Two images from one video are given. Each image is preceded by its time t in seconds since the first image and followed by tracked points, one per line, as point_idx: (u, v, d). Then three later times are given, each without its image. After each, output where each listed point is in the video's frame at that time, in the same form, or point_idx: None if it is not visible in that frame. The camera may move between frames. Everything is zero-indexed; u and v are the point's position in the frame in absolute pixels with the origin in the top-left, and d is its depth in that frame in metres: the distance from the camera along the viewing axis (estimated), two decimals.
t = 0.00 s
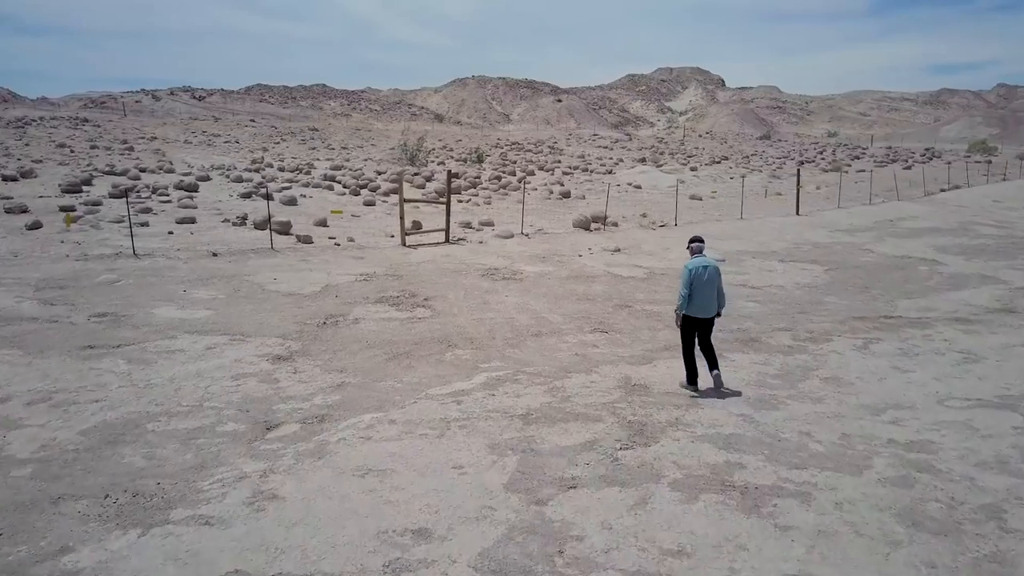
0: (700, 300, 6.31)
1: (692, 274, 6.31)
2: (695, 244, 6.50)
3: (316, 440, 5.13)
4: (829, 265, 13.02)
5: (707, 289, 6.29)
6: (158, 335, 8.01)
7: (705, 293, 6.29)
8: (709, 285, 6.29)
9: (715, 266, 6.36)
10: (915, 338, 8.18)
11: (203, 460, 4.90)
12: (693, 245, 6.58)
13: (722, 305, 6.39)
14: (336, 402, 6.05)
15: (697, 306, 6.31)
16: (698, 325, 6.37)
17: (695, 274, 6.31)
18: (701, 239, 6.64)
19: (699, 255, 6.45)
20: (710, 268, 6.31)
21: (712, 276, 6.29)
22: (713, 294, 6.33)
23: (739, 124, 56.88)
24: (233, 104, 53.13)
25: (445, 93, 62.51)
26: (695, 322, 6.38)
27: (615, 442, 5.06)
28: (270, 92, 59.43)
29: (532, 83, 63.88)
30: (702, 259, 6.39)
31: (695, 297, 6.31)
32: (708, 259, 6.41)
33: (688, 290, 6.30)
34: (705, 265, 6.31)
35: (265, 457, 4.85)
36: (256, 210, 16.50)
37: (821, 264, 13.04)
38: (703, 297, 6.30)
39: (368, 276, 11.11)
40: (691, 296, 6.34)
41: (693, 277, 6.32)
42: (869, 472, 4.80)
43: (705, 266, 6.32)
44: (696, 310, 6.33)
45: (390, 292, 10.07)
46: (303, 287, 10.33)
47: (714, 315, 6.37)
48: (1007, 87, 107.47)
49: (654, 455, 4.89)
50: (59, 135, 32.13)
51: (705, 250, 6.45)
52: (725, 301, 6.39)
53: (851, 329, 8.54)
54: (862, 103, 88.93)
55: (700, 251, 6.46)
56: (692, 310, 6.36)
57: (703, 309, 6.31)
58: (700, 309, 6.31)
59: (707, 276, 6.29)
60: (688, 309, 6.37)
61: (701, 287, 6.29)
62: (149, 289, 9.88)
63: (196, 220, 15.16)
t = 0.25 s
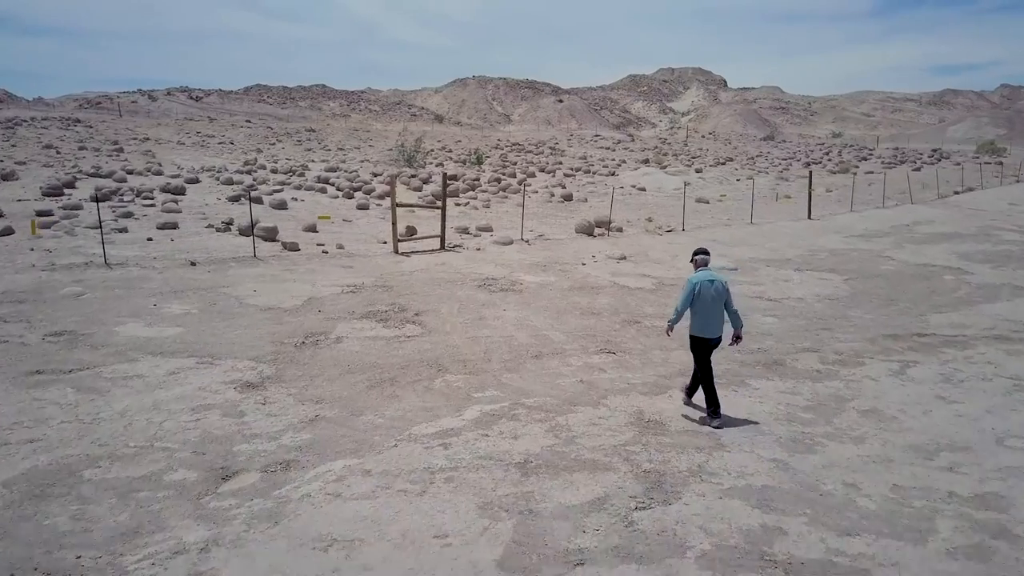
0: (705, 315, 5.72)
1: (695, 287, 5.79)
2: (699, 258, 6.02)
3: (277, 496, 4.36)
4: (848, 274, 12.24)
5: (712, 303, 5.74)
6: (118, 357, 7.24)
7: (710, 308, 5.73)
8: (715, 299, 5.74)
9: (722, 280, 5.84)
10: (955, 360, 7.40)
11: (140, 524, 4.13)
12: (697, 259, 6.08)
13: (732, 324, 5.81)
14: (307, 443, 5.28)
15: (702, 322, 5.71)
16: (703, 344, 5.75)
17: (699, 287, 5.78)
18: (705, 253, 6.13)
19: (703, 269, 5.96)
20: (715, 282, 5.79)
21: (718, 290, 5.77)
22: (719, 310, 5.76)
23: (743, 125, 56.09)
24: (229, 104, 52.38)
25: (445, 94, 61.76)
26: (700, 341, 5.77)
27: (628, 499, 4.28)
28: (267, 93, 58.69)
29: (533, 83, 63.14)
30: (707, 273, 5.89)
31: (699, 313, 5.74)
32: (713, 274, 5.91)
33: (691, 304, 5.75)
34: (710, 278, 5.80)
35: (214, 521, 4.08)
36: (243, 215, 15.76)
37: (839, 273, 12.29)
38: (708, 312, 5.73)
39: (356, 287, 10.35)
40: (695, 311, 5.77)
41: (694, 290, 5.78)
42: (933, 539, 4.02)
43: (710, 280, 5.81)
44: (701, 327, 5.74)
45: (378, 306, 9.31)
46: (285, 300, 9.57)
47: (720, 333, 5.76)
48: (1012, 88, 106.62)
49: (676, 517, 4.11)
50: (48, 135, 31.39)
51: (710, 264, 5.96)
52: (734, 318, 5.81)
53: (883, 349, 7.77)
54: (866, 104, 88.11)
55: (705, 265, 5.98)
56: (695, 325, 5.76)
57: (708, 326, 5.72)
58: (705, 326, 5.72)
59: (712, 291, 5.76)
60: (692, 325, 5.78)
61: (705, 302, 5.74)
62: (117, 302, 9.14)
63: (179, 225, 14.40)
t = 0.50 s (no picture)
0: (714, 339, 5.05)
1: (704, 307, 5.08)
2: (707, 272, 5.30)
3: None
4: (871, 285, 11.41)
5: (722, 327, 5.06)
6: (65, 386, 6.42)
7: (719, 331, 5.06)
8: (724, 322, 5.07)
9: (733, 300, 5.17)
10: (1007, 390, 6.57)
11: None
12: (706, 272, 5.34)
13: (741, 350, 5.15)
14: (264, 501, 4.46)
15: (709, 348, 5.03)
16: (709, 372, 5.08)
17: (708, 307, 5.08)
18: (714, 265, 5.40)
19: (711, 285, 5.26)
20: (726, 302, 5.12)
21: (729, 312, 5.09)
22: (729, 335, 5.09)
23: (747, 125, 55.25)
24: (225, 104, 51.56)
25: (445, 94, 60.95)
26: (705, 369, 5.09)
27: None
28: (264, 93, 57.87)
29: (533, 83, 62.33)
30: (716, 291, 5.20)
31: (707, 337, 5.05)
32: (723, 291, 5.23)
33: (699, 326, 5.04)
34: (721, 297, 5.12)
35: None
36: (228, 219, 14.95)
37: (861, 284, 11.48)
38: (717, 336, 5.05)
39: (341, 301, 9.55)
40: (702, 334, 5.08)
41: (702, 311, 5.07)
42: None
43: (720, 299, 5.13)
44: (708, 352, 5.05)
45: (363, 324, 8.50)
46: (262, 317, 8.77)
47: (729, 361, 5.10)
48: (1016, 88, 105.75)
49: None
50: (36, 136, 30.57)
51: (719, 280, 5.27)
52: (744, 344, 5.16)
53: (925, 376, 6.94)
54: (869, 104, 87.27)
55: (714, 281, 5.27)
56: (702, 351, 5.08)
57: (716, 352, 5.05)
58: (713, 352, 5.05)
59: (722, 312, 5.08)
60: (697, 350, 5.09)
61: (715, 324, 5.06)
62: (78, 319, 8.34)
63: (159, 231, 13.60)
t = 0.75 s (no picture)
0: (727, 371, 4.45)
1: (717, 332, 4.45)
2: (718, 289, 4.64)
3: None
4: (898, 299, 10.55)
5: (739, 355, 4.45)
6: None
7: (736, 360, 4.45)
8: (741, 349, 4.45)
9: (749, 322, 4.54)
10: None
11: None
12: (715, 289, 4.67)
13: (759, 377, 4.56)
14: None
15: (725, 380, 4.43)
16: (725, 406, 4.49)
17: (721, 333, 4.45)
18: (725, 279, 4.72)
19: (723, 305, 4.61)
20: (743, 325, 4.49)
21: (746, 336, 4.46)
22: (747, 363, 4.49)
23: (750, 126, 54.39)
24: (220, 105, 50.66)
25: (444, 95, 60.10)
26: (720, 402, 4.50)
27: None
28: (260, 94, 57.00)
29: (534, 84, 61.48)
30: (729, 312, 4.56)
31: (722, 367, 4.45)
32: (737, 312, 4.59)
33: (712, 356, 4.43)
34: (736, 320, 4.49)
35: None
36: (209, 224, 14.08)
37: (887, 297, 10.62)
38: (733, 366, 4.45)
39: (322, 319, 8.70)
40: (716, 365, 4.47)
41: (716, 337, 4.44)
42: None
43: (734, 322, 4.49)
44: (723, 385, 4.46)
45: (344, 347, 7.65)
46: (232, 338, 7.89)
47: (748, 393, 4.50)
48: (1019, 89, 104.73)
49: None
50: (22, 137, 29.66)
51: (732, 298, 4.62)
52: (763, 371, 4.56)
53: (979, 412, 6.09)
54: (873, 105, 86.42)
55: (725, 298, 4.62)
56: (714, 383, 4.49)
57: (733, 384, 4.46)
58: (730, 385, 4.45)
59: (739, 337, 4.46)
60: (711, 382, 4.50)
61: (730, 352, 4.45)
62: (25, 341, 7.47)
63: (134, 239, 12.73)
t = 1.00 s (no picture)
0: (737, 430, 3.71)
1: (726, 388, 3.69)
2: (727, 331, 3.82)
3: None
4: (931, 316, 9.68)
5: (751, 415, 3.71)
6: None
7: (747, 420, 3.72)
8: (754, 407, 3.71)
9: (764, 371, 3.77)
10: None
11: None
12: (725, 331, 3.85)
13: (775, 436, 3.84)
14: None
15: (734, 445, 3.72)
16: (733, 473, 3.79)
17: (731, 388, 3.69)
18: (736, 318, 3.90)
19: (733, 351, 3.82)
20: (757, 378, 3.72)
21: (760, 392, 3.72)
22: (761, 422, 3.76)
23: (754, 128, 53.53)
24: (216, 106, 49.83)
25: (443, 96, 59.30)
26: (728, 468, 3.80)
27: None
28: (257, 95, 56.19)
29: (534, 85, 60.67)
30: (741, 361, 3.77)
31: (730, 429, 3.73)
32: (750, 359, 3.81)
33: (719, 416, 3.69)
34: (749, 373, 3.72)
35: None
36: (188, 232, 13.20)
37: (919, 313, 9.74)
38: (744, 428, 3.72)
39: (298, 344, 7.83)
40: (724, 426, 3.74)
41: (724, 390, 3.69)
42: None
43: (747, 374, 3.71)
44: (732, 450, 3.74)
45: (318, 379, 6.78)
46: (194, 366, 7.02)
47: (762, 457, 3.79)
48: None
49: None
50: (8, 139, 28.84)
51: (744, 342, 3.82)
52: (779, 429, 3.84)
53: None
54: (876, 107, 85.54)
55: (737, 343, 3.80)
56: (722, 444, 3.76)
57: (744, 448, 3.74)
58: (740, 449, 3.74)
59: (751, 393, 3.71)
60: (716, 445, 3.79)
61: (740, 411, 3.71)
62: None
63: (105, 248, 11.85)
